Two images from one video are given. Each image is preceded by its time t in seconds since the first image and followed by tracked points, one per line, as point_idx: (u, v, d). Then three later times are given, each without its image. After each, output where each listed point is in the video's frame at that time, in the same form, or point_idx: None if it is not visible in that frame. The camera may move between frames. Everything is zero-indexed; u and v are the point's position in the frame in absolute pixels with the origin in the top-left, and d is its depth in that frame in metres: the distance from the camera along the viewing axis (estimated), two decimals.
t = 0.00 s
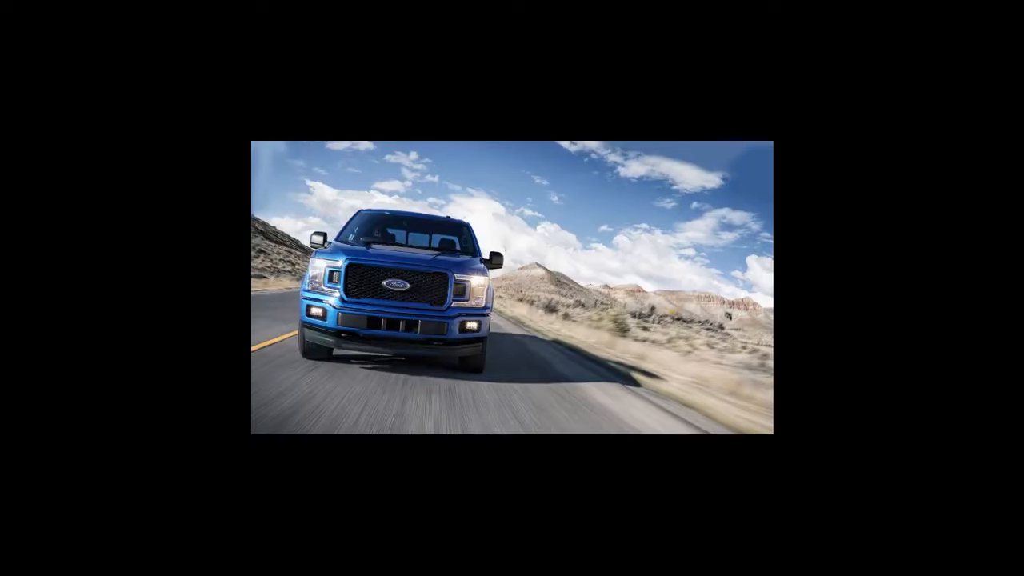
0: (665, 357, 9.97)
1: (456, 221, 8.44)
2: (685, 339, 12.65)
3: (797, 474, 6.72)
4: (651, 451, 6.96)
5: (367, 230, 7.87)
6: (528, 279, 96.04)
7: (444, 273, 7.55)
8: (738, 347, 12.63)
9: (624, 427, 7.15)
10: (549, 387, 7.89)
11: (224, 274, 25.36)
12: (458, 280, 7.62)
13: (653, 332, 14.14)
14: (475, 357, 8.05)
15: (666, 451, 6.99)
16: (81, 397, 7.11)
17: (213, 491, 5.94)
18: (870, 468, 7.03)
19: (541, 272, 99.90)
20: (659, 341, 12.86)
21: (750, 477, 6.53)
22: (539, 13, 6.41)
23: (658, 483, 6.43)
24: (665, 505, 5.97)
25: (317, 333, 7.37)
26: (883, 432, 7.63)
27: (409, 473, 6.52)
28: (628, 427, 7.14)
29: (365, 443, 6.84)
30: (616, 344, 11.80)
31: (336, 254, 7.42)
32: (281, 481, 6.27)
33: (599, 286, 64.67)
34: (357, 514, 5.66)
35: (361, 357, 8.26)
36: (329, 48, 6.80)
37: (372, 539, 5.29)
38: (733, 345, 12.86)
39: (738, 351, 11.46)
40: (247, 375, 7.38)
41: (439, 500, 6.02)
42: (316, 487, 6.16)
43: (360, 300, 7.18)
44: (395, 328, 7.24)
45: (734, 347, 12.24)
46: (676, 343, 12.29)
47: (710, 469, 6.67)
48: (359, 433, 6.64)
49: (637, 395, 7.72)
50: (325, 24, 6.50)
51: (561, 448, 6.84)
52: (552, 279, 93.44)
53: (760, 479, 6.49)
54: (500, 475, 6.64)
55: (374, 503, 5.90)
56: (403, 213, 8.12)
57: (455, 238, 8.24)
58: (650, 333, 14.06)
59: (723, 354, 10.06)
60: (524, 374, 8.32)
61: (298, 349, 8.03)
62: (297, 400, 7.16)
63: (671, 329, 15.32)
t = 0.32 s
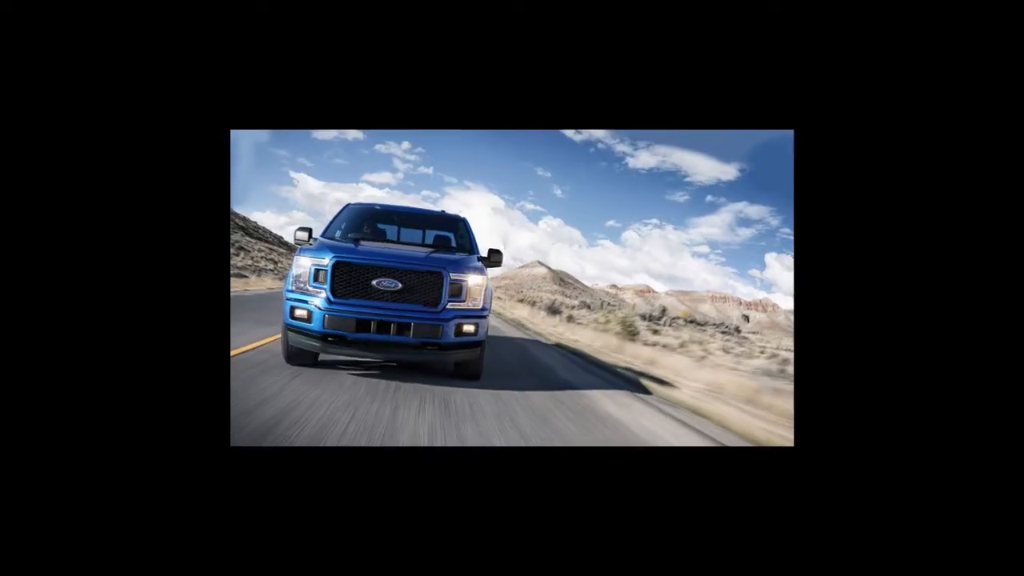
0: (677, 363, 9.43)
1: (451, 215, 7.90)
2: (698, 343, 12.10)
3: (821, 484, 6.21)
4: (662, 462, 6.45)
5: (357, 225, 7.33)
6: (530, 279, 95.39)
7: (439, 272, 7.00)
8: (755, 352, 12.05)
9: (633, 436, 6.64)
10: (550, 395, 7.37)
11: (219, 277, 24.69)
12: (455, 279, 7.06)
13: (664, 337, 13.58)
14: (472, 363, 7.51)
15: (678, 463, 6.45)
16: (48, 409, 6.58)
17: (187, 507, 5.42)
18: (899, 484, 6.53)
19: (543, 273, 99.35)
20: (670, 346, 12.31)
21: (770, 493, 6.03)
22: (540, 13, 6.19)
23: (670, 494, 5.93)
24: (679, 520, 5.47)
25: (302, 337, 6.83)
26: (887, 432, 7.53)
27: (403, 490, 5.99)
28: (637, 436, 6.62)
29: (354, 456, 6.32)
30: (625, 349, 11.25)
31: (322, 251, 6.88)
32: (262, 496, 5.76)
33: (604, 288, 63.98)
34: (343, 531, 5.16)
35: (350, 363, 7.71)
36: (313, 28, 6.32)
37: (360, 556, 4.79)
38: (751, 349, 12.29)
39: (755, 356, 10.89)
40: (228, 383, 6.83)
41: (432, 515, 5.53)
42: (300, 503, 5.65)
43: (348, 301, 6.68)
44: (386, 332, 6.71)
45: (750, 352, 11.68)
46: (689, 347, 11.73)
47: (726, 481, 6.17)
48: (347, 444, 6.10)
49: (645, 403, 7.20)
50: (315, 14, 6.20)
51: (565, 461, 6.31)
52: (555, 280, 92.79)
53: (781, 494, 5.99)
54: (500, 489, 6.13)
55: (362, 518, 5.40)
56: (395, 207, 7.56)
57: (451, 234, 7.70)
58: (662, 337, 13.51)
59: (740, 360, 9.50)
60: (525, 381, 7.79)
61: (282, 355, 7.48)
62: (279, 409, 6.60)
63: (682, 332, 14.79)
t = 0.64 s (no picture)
0: (688, 369, 8.95)
1: (447, 211, 7.44)
2: (712, 348, 11.61)
3: (858, 504, 5.69)
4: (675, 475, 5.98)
5: (344, 220, 6.88)
6: (532, 280, 94.91)
7: (434, 270, 6.53)
8: (773, 357, 11.55)
9: (642, 445, 6.18)
10: (553, 403, 6.91)
11: (217, 281, 24.01)
12: (450, 279, 6.59)
13: (675, 340, 13.11)
14: (469, 369, 7.05)
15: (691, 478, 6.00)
16: None
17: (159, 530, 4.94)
18: (952, 501, 5.97)
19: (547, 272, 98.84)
20: (682, 351, 11.82)
21: (795, 511, 5.55)
22: (540, 13, 5.94)
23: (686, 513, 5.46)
24: (696, 543, 5.00)
25: (287, 341, 6.36)
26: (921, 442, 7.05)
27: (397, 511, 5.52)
28: (646, 446, 6.16)
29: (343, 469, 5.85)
30: (634, 354, 10.76)
31: (308, 248, 6.41)
32: (238, 523, 5.20)
33: (608, 288, 63.49)
34: (328, 556, 4.69)
35: (339, 370, 7.24)
36: (292, 9, 5.85)
37: None
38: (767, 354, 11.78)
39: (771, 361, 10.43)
40: (209, 390, 6.36)
41: (427, 538, 5.05)
42: (276, 535, 5.02)
43: (336, 302, 6.24)
44: (376, 335, 6.25)
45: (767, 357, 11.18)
46: (703, 351, 11.26)
47: (746, 499, 5.68)
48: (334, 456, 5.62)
49: (654, 412, 6.75)
50: (306, 14, 5.93)
51: (569, 474, 5.86)
52: (559, 280, 92.36)
53: (808, 509, 5.51)
54: (499, 506, 5.65)
55: (350, 543, 4.92)
56: (385, 201, 7.12)
57: (447, 231, 7.24)
58: (673, 341, 13.02)
59: (755, 366, 9.02)
60: (526, 388, 7.33)
61: (266, 361, 7.00)
62: (261, 419, 6.11)
63: (693, 336, 14.33)
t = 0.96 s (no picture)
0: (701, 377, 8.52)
1: (443, 205, 7.04)
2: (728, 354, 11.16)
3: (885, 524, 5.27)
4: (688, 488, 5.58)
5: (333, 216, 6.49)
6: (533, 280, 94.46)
7: (429, 269, 6.12)
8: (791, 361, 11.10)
9: (653, 455, 5.77)
10: (555, 410, 6.51)
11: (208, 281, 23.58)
12: (446, 278, 6.18)
13: (685, 344, 12.69)
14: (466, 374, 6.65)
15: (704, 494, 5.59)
16: None
17: None
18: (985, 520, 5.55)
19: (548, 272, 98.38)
20: (694, 356, 11.38)
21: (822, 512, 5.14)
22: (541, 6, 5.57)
23: (702, 520, 5.07)
24: None
25: (271, 345, 5.95)
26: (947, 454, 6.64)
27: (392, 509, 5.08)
28: (658, 456, 5.75)
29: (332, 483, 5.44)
30: (643, 358, 10.34)
31: (294, 246, 6.00)
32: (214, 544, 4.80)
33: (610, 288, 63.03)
34: None
35: (328, 377, 6.82)
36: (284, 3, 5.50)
37: None
38: (784, 359, 11.32)
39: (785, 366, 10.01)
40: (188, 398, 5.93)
41: None
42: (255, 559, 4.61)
43: (324, 303, 5.83)
44: (367, 339, 5.85)
45: (786, 363, 10.72)
46: (714, 356, 10.84)
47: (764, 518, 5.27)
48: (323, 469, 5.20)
49: (664, 420, 6.35)
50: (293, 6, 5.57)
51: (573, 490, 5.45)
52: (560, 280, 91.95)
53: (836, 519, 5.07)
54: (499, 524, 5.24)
55: (338, 549, 4.49)
56: (376, 195, 6.74)
57: (442, 228, 6.83)
58: (685, 345, 12.59)
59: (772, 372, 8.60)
60: (527, 395, 6.93)
61: (250, 366, 6.58)
62: (245, 430, 5.69)
63: (704, 339, 13.93)
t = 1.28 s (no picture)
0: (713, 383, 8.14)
1: (439, 200, 6.69)
2: (743, 359, 10.76)
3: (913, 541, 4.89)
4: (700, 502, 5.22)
5: (321, 211, 6.17)
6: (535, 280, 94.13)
7: (424, 268, 5.76)
8: (807, 367, 10.70)
9: (663, 466, 5.42)
10: (558, 418, 6.16)
11: (208, 281, 23.34)
12: (442, 277, 5.83)
13: (696, 349, 12.30)
14: (464, 380, 6.29)
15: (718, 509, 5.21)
16: None
17: None
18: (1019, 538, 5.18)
19: (550, 273, 98.05)
20: (706, 361, 10.99)
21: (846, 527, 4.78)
22: None
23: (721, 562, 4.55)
24: None
25: (256, 349, 5.60)
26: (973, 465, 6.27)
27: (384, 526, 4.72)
28: (668, 467, 5.40)
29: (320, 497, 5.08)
30: (652, 363, 9.97)
31: (280, 243, 5.66)
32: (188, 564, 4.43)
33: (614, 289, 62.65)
34: None
35: (317, 383, 6.47)
36: None
37: None
38: (800, 364, 10.92)
39: (803, 371, 9.63)
40: (166, 404, 5.57)
41: None
42: None
43: (312, 305, 5.50)
44: (358, 343, 5.50)
45: (803, 368, 10.32)
46: (726, 361, 10.46)
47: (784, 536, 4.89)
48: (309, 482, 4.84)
49: (674, 429, 6.00)
50: None
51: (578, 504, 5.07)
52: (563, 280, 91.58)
53: (862, 536, 4.70)
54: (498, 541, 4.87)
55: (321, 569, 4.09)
56: (367, 189, 6.41)
57: (438, 224, 6.48)
58: (696, 350, 12.20)
59: (788, 379, 8.21)
60: (528, 401, 6.57)
61: (234, 372, 6.23)
62: (228, 439, 5.34)
63: (716, 343, 13.54)
